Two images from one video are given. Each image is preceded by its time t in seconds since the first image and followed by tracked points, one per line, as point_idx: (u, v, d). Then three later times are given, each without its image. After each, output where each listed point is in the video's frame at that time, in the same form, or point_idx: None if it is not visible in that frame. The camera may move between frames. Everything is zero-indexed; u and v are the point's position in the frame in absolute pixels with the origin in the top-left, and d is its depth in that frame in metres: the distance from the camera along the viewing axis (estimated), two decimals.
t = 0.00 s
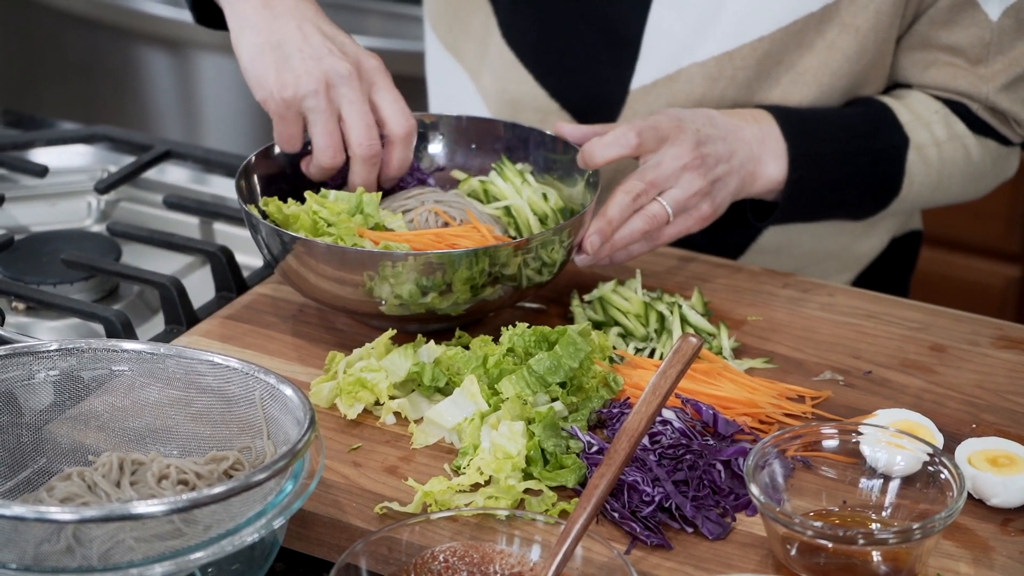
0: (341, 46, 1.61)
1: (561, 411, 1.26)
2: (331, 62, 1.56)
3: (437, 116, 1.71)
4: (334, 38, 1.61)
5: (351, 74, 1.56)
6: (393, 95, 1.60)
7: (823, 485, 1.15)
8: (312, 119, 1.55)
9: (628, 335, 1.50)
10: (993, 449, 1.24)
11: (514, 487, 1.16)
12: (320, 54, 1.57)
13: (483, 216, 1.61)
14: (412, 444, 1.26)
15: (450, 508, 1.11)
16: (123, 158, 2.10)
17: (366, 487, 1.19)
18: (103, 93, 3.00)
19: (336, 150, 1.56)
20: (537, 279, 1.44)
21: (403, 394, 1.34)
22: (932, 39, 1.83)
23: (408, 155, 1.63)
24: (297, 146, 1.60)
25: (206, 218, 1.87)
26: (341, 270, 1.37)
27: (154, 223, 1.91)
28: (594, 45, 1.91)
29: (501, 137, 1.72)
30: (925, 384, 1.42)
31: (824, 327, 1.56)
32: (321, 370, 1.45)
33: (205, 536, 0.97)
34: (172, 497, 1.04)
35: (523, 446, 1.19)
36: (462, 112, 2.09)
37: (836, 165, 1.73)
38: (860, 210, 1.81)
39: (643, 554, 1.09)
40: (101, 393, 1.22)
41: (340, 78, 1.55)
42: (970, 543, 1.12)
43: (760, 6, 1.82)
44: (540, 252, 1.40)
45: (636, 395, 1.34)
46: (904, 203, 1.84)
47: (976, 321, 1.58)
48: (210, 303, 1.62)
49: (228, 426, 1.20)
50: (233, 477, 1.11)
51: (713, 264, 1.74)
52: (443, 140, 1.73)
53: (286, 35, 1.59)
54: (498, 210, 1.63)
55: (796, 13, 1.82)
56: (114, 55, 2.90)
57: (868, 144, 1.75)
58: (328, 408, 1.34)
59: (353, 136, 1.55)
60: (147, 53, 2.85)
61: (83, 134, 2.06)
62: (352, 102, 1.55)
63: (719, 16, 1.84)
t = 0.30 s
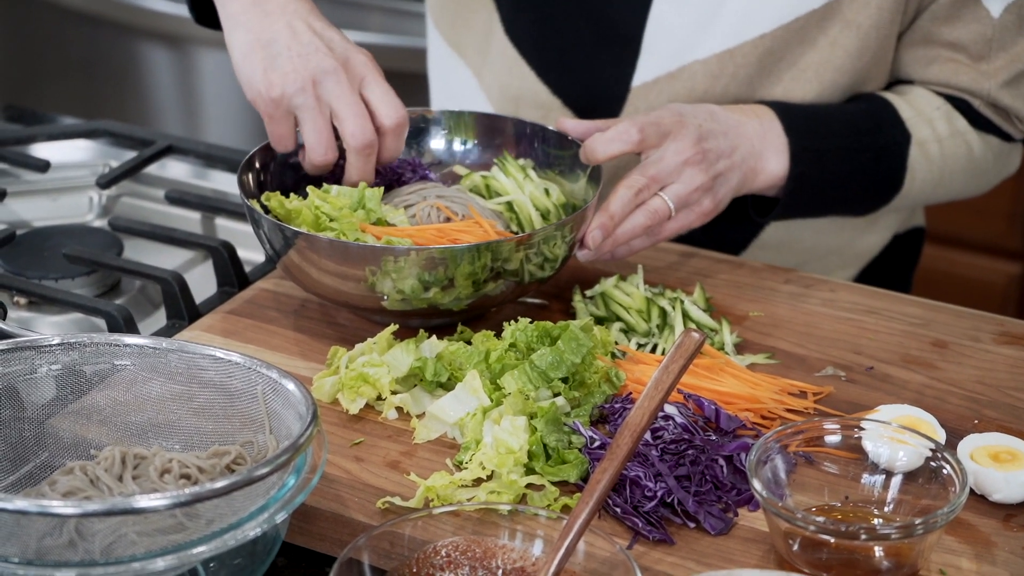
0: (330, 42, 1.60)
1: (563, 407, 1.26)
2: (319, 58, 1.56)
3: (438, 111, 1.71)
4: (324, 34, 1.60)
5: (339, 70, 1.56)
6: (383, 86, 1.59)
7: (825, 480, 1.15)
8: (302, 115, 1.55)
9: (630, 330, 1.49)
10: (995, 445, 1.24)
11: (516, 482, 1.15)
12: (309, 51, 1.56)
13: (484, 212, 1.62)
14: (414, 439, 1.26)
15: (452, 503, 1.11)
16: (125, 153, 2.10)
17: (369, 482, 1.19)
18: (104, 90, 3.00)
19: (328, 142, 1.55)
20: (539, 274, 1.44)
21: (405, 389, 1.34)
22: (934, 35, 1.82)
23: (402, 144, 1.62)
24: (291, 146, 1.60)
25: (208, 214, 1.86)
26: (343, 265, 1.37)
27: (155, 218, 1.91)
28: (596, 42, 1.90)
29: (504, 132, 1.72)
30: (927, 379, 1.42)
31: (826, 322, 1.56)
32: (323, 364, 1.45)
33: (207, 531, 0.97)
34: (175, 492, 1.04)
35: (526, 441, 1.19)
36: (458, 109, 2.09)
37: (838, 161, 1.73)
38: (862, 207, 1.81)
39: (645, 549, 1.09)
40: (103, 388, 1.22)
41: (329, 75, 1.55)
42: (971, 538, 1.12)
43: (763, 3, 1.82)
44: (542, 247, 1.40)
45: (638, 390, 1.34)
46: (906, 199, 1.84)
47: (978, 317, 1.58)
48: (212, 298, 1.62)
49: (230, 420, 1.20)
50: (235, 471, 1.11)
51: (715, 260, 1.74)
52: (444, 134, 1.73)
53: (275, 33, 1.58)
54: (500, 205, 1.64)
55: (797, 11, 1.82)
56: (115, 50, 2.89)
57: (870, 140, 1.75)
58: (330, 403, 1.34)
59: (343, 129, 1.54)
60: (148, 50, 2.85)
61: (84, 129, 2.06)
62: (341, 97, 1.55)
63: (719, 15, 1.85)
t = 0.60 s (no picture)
0: (323, 37, 1.59)
1: (558, 405, 1.26)
2: (308, 57, 1.56)
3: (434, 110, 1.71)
4: (318, 28, 1.60)
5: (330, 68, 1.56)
6: (373, 76, 1.57)
7: (820, 478, 1.15)
8: (300, 117, 1.58)
9: (625, 328, 1.49)
10: (991, 443, 1.24)
11: (511, 480, 1.15)
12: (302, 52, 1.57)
13: (480, 210, 1.62)
14: (409, 437, 1.26)
15: (447, 502, 1.11)
16: (120, 152, 2.09)
17: (364, 480, 1.19)
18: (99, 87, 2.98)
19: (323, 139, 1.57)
20: (535, 273, 1.44)
21: (400, 387, 1.34)
22: (931, 35, 1.83)
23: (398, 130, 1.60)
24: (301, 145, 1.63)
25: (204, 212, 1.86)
26: (339, 264, 1.37)
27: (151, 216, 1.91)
28: (595, 42, 1.91)
29: (499, 130, 1.72)
30: (922, 377, 1.42)
31: (821, 320, 1.56)
32: (318, 363, 1.45)
33: (202, 529, 0.97)
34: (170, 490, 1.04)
35: (521, 440, 1.19)
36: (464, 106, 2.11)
37: (835, 161, 1.73)
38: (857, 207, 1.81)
39: (641, 548, 1.09)
40: (99, 386, 1.22)
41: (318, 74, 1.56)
42: (967, 536, 1.12)
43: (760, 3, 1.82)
44: (538, 245, 1.40)
45: (633, 389, 1.34)
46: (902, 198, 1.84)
47: (974, 315, 1.58)
48: (207, 297, 1.62)
49: (226, 419, 1.20)
50: (230, 469, 1.11)
51: (710, 259, 1.74)
52: (440, 133, 1.73)
53: (271, 36, 1.60)
54: (495, 203, 1.64)
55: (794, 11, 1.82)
56: (111, 49, 2.88)
57: (866, 139, 1.75)
58: (325, 402, 1.34)
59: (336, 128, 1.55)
60: (145, 48, 2.83)
61: (80, 128, 2.05)
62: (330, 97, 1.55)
63: (717, 16, 1.85)
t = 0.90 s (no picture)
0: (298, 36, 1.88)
1: (556, 406, 1.25)
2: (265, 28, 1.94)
3: (431, 111, 1.73)
4: None
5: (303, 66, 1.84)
6: (320, 42, 1.89)
7: (820, 481, 1.15)
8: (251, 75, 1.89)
9: (623, 329, 1.48)
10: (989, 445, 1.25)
11: (509, 481, 1.15)
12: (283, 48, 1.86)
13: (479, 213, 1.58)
14: (407, 439, 1.26)
15: (446, 503, 1.11)
16: (118, 153, 2.09)
17: (362, 482, 1.19)
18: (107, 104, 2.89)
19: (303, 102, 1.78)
20: (533, 274, 1.44)
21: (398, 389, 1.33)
22: (931, 38, 1.77)
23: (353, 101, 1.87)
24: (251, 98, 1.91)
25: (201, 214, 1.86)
26: (338, 264, 1.36)
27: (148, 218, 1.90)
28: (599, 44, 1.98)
29: (497, 130, 1.72)
30: (922, 379, 1.42)
31: (820, 322, 1.56)
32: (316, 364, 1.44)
33: (200, 531, 0.97)
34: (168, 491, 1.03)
35: (519, 441, 1.18)
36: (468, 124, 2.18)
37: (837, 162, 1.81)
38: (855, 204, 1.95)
39: (641, 549, 1.09)
40: (97, 388, 1.22)
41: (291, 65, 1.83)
42: (967, 538, 1.12)
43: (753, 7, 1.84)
44: (537, 246, 1.40)
45: (632, 390, 1.33)
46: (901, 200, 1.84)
47: (972, 317, 1.58)
48: (204, 298, 1.61)
49: (223, 420, 1.20)
50: (228, 471, 1.11)
51: (708, 261, 1.74)
52: (438, 134, 1.73)
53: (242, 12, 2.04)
54: (495, 204, 1.62)
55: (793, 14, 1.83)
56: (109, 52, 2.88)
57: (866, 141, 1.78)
58: (323, 404, 1.34)
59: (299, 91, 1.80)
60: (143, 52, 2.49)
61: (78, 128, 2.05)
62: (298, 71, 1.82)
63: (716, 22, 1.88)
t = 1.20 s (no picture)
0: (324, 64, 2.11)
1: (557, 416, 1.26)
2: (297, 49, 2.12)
3: (434, 121, 1.75)
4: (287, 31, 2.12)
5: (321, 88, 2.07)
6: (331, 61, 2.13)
7: (818, 494, 1.16)
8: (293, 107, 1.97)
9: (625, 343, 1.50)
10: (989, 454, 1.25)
11: (510, 491, 1.16)
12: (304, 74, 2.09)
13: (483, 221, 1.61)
14: (409, 448, 1.28)
15: (446, 509, 1.12)
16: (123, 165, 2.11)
17: (362, 489, 1.20)
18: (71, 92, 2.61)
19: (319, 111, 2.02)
20: (536, 288, 1.46)
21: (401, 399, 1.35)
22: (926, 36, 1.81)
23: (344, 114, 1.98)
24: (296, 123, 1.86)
25: (204, 220, 1.88)
26: (343, 275, 1.38)
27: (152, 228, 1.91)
28: (597, 49, 2.04)
29: (500, 141, 1.75)
30: (920, 393, 1.43)
31: (819, 336, 1.58)
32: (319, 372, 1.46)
33: (202, 536, 0.98)
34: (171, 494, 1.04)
35: (520, 450, 1.20)
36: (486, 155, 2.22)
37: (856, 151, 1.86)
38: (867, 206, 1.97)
39: (638, 559, 1.10)
40: (101, 394, 1.24)
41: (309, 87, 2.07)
42: (963, 550, 1.13)
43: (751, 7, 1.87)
44: (539, 261, 1.42)
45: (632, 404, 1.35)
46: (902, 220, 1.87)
47: (970, 333, 1.59)
48: (207, 293, 1.65)
49: (225, 426, 1.20)
50: (230, 475, 1.12)
51: (708, 276, 1.76)
52: (442, 147, 1.75)
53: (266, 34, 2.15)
54: (497, 214, 1.64)
55: (789, 11, 1.84)
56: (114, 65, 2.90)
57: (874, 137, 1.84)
58: (326, 413, 1.35)
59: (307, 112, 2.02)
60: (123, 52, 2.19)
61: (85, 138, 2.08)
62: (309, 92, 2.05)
63: (717, 19, 1.90)
